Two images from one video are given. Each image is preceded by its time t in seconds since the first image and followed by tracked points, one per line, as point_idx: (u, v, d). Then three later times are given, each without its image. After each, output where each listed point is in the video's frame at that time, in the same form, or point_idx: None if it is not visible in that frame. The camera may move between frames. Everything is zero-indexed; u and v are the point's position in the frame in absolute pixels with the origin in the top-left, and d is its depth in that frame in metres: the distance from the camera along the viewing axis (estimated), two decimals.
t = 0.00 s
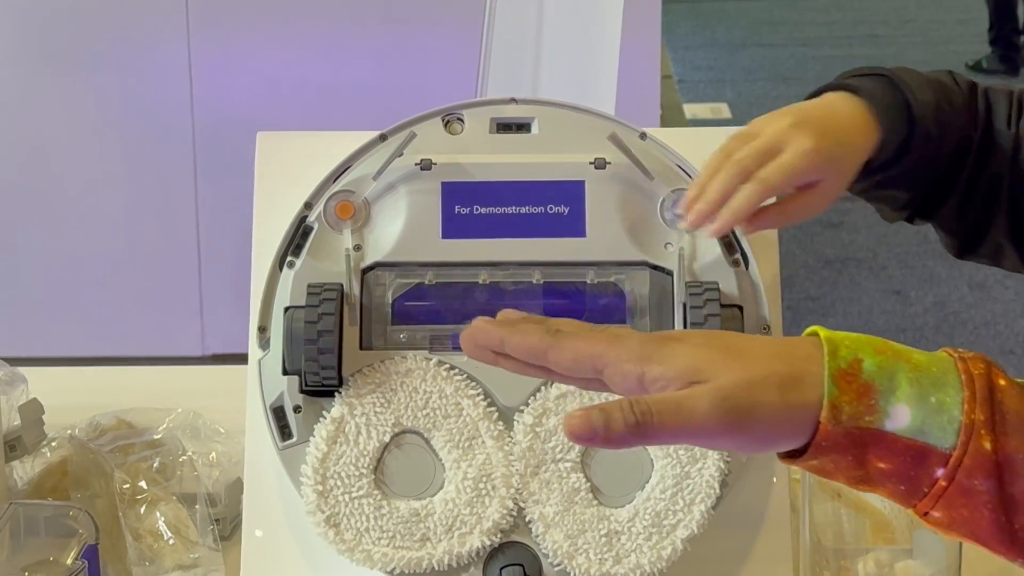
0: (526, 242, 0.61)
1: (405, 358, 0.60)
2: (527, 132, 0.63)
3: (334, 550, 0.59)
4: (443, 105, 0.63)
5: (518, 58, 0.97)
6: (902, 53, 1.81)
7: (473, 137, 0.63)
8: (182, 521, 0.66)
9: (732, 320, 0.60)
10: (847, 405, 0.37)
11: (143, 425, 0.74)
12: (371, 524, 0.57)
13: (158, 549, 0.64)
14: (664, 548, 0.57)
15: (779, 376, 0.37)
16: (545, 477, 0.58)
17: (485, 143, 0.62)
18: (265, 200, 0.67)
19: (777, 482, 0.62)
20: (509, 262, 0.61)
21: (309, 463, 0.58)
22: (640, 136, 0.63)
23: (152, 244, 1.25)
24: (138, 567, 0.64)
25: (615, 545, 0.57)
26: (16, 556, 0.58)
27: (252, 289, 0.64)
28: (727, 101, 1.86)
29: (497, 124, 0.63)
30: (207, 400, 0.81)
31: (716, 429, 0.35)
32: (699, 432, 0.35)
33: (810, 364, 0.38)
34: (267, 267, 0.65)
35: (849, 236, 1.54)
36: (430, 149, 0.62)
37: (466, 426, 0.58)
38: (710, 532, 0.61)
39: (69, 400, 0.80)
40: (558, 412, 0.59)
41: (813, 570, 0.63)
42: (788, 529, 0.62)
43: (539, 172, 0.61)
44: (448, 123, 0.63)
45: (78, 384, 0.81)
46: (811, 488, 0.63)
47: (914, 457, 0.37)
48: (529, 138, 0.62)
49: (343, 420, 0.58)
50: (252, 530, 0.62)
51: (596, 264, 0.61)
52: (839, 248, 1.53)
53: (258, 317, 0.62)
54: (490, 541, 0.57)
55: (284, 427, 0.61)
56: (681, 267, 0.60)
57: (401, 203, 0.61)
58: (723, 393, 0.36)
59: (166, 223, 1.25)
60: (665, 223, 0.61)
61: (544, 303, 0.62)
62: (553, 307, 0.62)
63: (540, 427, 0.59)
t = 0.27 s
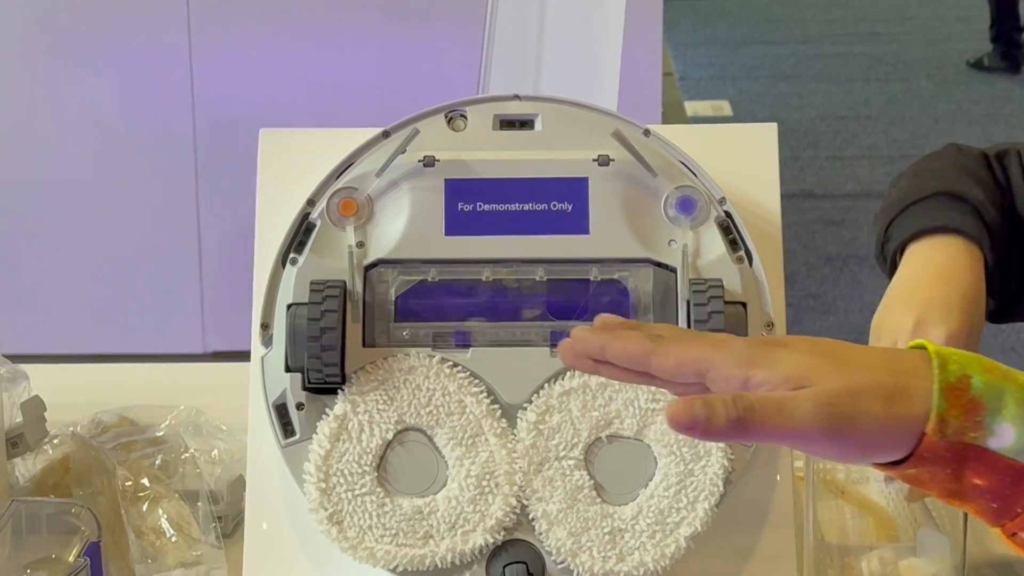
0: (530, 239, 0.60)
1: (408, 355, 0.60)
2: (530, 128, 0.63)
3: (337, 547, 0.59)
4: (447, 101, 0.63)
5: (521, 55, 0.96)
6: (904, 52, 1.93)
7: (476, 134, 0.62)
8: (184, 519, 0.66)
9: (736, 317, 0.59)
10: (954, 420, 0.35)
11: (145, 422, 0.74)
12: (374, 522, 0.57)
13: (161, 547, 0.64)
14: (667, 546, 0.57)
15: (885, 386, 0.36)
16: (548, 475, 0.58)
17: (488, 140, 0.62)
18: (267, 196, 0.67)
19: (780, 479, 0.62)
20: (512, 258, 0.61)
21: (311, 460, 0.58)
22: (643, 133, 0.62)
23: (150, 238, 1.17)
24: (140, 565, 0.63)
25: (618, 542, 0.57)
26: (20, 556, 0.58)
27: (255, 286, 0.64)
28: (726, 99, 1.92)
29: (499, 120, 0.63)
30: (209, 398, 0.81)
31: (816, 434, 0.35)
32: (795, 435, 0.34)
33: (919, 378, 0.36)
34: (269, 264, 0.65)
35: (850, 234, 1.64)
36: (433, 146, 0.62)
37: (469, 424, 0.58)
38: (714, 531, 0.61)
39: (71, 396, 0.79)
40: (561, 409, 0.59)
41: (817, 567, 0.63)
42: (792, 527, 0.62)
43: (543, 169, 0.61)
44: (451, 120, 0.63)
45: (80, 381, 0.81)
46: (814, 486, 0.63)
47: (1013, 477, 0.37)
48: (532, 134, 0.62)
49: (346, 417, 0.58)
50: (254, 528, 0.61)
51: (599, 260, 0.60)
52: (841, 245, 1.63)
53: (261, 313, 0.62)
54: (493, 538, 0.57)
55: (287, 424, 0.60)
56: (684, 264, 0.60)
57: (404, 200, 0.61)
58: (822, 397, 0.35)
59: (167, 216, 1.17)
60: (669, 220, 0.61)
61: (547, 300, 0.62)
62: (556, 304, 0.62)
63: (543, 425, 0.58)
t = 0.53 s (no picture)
0: (534, 235, 0.60)
1: (412, 351, 0.59)
2: (535, 124, 0.63)
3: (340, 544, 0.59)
4: (450, 97, 0.63)
5: (523, 51, 0.96)
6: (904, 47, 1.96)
7: (480, 129, 0.62)
8: (188, 515, 0.65)
9: (742, 313, 0.59)
10: None
11: (148, 419, 0.74)
12: (378, 519, 0.57)
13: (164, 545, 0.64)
14: (672, 543, 0.57)
15: (986, 396, 0.37)
16: (553, 471, 0.58)
17: (492, 136, 0.62)
18: (270, 192, 0.66)
19: (785, 476, 0.62)
20: (516, 254, 0.60)
21: (315, 457, 0.58)
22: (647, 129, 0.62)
23: (154, 236, 1.33)
24: (143, 562, 0.63)
25: (623, 540, 0.57)
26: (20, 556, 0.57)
27: (258, 282, 0.64)
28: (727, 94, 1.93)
29: (503, 116, 0.63)
30: (211, 394, 0.81)
31: (922, 447, 0.35)
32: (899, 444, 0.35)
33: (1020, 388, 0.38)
34: (272, 260, 0.64)
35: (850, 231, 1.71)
36: (436, 141, 0.62)
37: (473, 420, 0.58)
38: (719, 528, 0.61)
39: (74, 393, 0.79)
40: (566, 406, 0.58)
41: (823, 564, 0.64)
42: (797, 524, 0.62)
43: (547, 165, 0.61)
44: (454, 115, 0.62)
45: (84, 376, 0.81)
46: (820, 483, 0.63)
47: None
48: (536, 129, 0.62)
49: (349, 413, 0.58)
50: (257, 524, 0.61)
51: (604, 256, 0.60)
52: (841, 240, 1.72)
53: (264, 309, 0.62)
54: (497, 535, 0.57)
55: (290, 420, 0.60)
56: (689, 260, 0.60)
57: (408, 196, 0.61)
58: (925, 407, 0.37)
59: (165, 220, 1.33)
60: (674, 216, 0.61)
61: (551, 296, 0.61)
62: (560, 300, 0.61)
63: (547, 421, 0.58)
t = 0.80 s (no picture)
0: (534, 231, 0.60)
1: (412, 348, 0.59)
2: (535, 120, 0.62)
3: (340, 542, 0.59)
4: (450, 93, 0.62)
5: (522, 48, 0.96)
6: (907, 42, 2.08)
7: (481, 126, 0.62)
8: (188, 513, 0.65)
9: (744, 309, 0.58)
10: None
11: (147, 416, 0.73)
12: (378, 516, 0.57)
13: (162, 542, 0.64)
14: (672, 540, 0.57)
15: None
16: (553, 468, 0.57)
17: (492, 131, 0.62)
18: (270, 189, 0.66)
19: (786, 472, 0.62)
20: (516, 250, 0.60)
21: (315, 454, 0.58)
22: (648, 125, 0.61)
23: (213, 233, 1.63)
24: (142, 560, 0.63)
25: (623, 537, 0.57)
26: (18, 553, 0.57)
27: (257, 279, 0.63)
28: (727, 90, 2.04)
29: (503, 111, 0.62)
30: (210, 391, 0.81)
31: None
32: None
33: None
34: (271, 257, 0.64)
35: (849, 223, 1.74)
36: (436, 137, 0.61)
37: (473, 417, 0.58)
38: (720, 526, 0.61)
39: (73, 390, 0.79)
40: (566, 402, 0.58)
41: (825, 562, 0.63)
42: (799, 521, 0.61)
43: (547, 161, 0.60)
44: (454, 111, 0.62)
45: (84, 374, 0.81)
46: (822, 480, 0.62)
47: None
48: (536, 125, 0.62)
49: (349, 411, 0.58)
50: (257, 521, 0.61)
51: (604, 252, 0.60)
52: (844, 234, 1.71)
53: (264, 306, 0.62)
54: (498, 533, 0.57)
55: (290, 417, 0.60)
56: (690, 256, 0.59)
57: (408, 192, 0.60)
58: None
59: (218, 219, 1.62)
60: (675, 212, 0.60)
61: (551, 293, 0.61)
62: (561, 297, 0.61)
63: (548, 418, 0.58)
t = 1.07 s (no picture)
0: (534, 228, 0.60)
1: (412, 345, 0.59)
2: (534, 116, 0.62)
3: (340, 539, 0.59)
4: (450, 89, 0.62)
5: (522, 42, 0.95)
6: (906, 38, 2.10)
7: (480, 122, 0.61)
8: (188, 510, 0.65)
9: (743, 305, 0.58)
10: None
11: (147, 413, 0.73)
12: (378, 514, 0.57)
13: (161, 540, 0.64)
14: (673, 537, 0.57)
15: None
16: (554, 465, 0.57)
17: (491, 128, 0.61)
18: (269, 186, 0.66)
19: (787, 469, 0.61)
20: (516, 247, 0.60)
21: (315, 451, 0.58)
22: (648, 121, 0.61)
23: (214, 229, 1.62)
24: (142, 558, 0.63)
25: (624, 534, 0.57)
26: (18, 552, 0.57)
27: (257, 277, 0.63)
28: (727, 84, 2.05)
29: (503, 108, 0.62)
30: (210, 387, 0.81)
31: None
32: None
33: None
34: (271, 254, 0.64)
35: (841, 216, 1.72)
36: (436, 133, 0.61)
37: (474, 414, 0.58)
38: (721, 522, 0.61)
39: (73, 386, 0.79)
40: (567, 399, 0.58)
41: (825, 557, 0.63)
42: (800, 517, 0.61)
43: (547, 158, 0.60)
44: (453, 108, 0.62)
45: (83, 371, 0.81)
46: (822, 475, 0.62)
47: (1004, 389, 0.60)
48: (536, 122, 0.61)
49: (349, 408, 0.58)
50: (257, 519, 0.61)
51: (604, 249, 0.60)
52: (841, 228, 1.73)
53: (263, 304, 0.61)
54: (498, 530, 0.57)
55: (289, 415, 0.60)
56: (690, 253, 0.59)
57: (408, 189, 0.60)
58: None
59: (218, 216, 1.62)
60: (675, 208, 0.60)
61: (552, 289, 0.61)
62: (561, 293, 0.61)
63: (548, 415, 0.58)
